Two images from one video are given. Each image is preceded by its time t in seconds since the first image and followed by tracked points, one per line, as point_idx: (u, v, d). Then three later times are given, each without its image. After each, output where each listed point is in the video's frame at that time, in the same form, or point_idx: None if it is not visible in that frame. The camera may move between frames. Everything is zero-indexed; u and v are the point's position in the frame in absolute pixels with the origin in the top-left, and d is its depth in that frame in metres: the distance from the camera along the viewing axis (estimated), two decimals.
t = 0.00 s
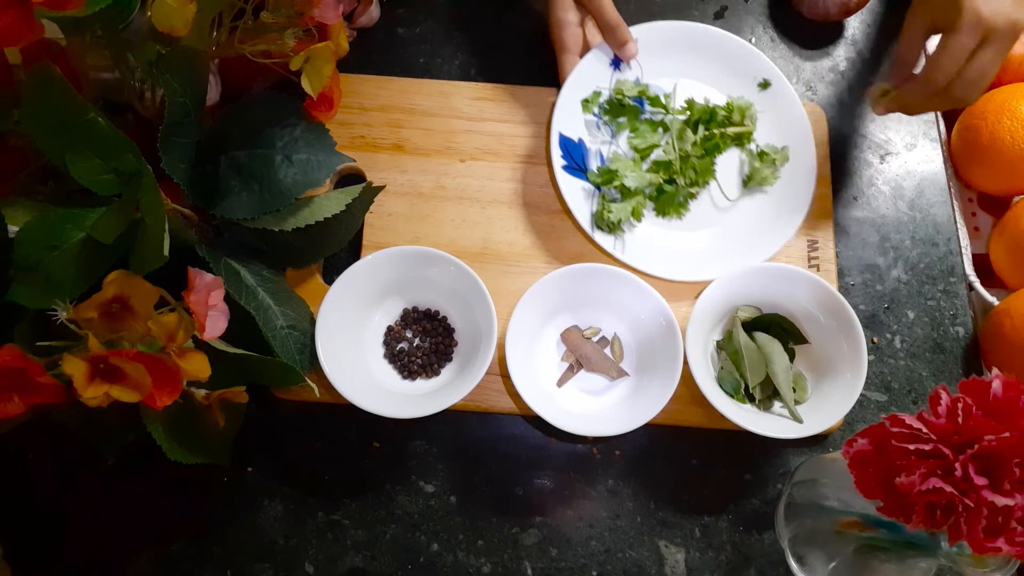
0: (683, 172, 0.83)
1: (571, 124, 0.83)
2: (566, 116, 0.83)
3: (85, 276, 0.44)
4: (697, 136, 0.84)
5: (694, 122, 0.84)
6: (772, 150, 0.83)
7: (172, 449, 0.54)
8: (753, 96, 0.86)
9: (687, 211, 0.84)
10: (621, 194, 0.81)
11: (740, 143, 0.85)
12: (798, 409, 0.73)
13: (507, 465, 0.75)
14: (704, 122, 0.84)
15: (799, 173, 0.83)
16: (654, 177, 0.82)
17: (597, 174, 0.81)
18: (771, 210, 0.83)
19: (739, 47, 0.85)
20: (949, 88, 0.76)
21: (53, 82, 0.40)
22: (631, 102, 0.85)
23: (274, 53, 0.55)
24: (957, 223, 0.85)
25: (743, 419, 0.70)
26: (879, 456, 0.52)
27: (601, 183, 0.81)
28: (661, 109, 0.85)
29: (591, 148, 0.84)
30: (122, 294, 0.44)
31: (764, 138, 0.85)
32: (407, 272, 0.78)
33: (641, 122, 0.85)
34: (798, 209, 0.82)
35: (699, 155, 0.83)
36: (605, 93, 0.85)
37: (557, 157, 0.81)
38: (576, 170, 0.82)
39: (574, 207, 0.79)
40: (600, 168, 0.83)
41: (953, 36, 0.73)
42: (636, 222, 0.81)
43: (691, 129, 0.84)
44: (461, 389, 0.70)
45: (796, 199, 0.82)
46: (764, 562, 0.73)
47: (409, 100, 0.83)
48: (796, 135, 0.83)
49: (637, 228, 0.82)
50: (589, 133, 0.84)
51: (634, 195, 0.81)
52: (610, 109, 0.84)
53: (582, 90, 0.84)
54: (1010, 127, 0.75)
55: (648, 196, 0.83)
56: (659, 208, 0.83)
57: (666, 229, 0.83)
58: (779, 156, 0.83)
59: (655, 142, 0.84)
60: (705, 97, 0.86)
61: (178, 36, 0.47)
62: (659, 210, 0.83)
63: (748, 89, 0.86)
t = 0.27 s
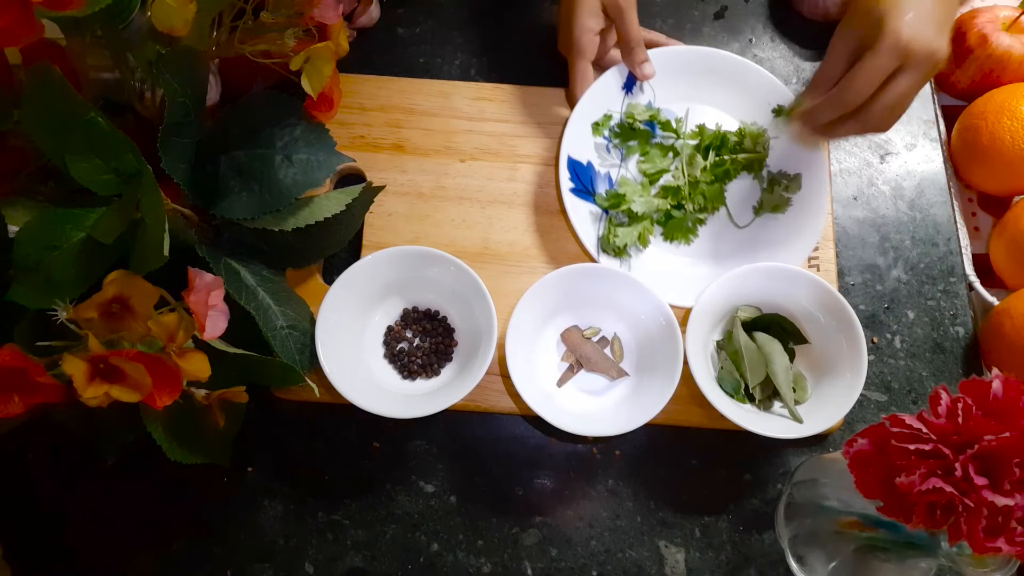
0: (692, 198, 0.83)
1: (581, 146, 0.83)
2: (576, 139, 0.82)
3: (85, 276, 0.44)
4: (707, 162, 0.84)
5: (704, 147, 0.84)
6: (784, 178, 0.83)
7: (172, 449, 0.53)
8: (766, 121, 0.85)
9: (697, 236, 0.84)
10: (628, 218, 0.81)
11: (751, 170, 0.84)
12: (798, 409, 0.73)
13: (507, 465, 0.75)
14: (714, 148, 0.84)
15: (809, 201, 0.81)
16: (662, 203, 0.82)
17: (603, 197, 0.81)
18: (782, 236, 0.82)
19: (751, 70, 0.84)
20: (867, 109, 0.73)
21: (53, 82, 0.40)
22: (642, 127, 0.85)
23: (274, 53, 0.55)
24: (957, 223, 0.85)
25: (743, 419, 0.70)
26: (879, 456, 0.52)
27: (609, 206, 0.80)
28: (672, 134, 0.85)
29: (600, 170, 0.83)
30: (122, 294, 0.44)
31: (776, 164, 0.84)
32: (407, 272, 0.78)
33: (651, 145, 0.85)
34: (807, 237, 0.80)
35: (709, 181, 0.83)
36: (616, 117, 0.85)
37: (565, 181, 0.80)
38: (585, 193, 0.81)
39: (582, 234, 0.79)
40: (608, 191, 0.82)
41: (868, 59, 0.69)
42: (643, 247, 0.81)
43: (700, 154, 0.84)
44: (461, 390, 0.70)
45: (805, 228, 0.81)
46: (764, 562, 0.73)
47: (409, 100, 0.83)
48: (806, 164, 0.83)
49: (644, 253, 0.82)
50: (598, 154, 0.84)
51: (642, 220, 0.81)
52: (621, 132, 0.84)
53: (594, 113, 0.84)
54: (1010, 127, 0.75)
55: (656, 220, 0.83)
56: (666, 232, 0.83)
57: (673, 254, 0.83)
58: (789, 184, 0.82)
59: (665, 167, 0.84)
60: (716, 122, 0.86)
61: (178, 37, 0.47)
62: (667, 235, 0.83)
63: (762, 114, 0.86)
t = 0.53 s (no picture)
0: (706, 199, 0.82)
1: (597, 144, 0.83)
2: (592, 135, 0.83)
3: (85, 277, 0.44)
4: (722, 164, 0.83)
5: (720, 150, 0.84)
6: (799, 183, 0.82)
7: (172, 450, 0.53)
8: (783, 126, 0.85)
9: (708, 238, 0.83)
10: (640, 217, 0.81)
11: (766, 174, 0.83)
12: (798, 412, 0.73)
13: (507, 465, 0.75)
14: (730, 151, 0.83)
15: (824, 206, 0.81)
16: (674, 202, 0.82)
17: (617, 194, 0.81)
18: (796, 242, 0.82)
19: (769, 76, 0.85)
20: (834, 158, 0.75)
21: (52, 82, 0.40)
22: (658, 128, 0.84)
23: (274, 54, 0.55)
24: (957, 223, 0.85)
25: (743, 422, 0.70)
26: (879, 456, 0.52)
27: (621, 204, 0.81)
28: (688, 136, 0.85)
29: (614, 168, 0.84)
30: (122, 294, 0.44)
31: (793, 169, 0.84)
32: (406, 271, 0.78)
33: (668, 145, 0.85)
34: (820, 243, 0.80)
35: (723, 182, 0.82)
36: (633, 117, 0.85)
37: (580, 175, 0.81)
38: (598, 191, 0.82)
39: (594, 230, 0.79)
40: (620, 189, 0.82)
41: (824, 114, 0.74)
42: (654, 245, 0.81)
43: (715, 156, 0.84)
44: (461, 389, 0.70)
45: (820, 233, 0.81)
46: (764, 562, 0.73)
47: (409, 100, 0.83)
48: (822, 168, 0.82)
49: (654, 252, 0.81)
50: (614, 152, 0.84)
51: (653, 219, 0.81)
52: (637, 133, 0.84)
53: (611, 111, 0.84)
54: (1010, 127, 0.75)
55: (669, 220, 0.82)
56: (678, 232, 0.82)
57: (685, 253, 0.82)
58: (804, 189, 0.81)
59: (679, 167, 0.84)
60: (732, 126, 0.86)
61: (178, 37, 0.47)
62: (678, 235, 0.82)
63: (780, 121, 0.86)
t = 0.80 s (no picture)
0: (726, 201, 0.82)
1: (620, 143, 0.83)
2: (614, 133, 0.83)
3: (85, 277, 0.44)
4: (743, 168, 0.83)
5: (742, 153, 0.84)
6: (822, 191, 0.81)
7: (172, 450, 0.53)
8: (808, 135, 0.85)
9: (726, 240, 0.83)
10: (657, 215, 0.81)
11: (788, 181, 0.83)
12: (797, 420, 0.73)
13: (507, 465, 0.75)
14: (752, 155, 0.83)
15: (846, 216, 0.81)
16: (694, 201, 0.82)
17: (636, 193, 0.81)
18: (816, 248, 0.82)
19: (797, 84, 0.84)
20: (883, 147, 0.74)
21: (52, 82, 0.40)
22: (683, 130, 0.84)
23: (274, 53, 0.55)
24: (957, 223, 0.84)
25: (743, 427, 0.70)
26: (879, 456, 0.52)
27: (640, 201, 0.81)
28: (711, 139, 0.85)
29: (635, 167, 0.84)
30: (122, 294, 0.44)
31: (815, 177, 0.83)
32: (406, 271, 0.78)
33: (690, 147, 0.85)
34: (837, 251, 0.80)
35: (743, 185, 0.82)
36: (658, 118, 0.85)
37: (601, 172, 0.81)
38: (619, 188, 0.82)
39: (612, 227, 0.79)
40: (641, 188, 0.83)
41: (873, 103, 0.72)
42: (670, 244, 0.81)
43: (737, 159, 0.84)
44: (461, 390, 0.70)
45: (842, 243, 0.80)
46: (764, 562, 0.73)
47: (409, 100, 0.83)
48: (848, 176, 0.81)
49: (670, 250, 0.82)
50: (637, 153, 0.84)
51: (670, 217, 0.81)
52: (661, 134, 0.84)
53: (636, 111, 0.84)
54: (1010, 127, 0.75)
55: (687, 219, 0.82)
56: (697, 233, 0.82)
57: (702, 253, 0.83)
58: (828, 197, 0.81)
59: (700, 169, 0.84)
60: (756, 131, 0.86)
61: (178, 37, 0.47)
62: (696, 235, 0.82)
63: (805, 128, 0.85)
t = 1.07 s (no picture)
0: (726, 201, 0.82)
1: (620, 143, 0.83)
2: (615, 133, 0.83)
3: (85, 277, 0.44)
4: (744, 168, 0.83)
5: (743, 153, 0.84)
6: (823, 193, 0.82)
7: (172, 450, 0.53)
8: (810, 137, 0.85)
9: (726, 240, 0.83)
10: (657, 214, 0.81)
11: (790, 181, 0.84)
12: (798, 420, 0.73)
13: (507, 465, 0.75)
14: (753, 155, 0.83)
15: (846, 216, 0.81)
16: (694, 201, 0.81)
17: (636, 193, 0.81)
18: (816, 249, 0.82)
19: (799, 86, 0.85)
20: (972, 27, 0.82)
21: (52, 81, 0.40)
22: (683, 130, 0.84)
23: (274, 54, 0.55)
24: (957, 223, 0.84)
25: (743, 427, 0.70)
26: (879, 456, 0.52)
27: (641, 201, 0.81)
28: (712, 140, 0.84)
29: (636, 168, 0.84)
30: (122, 294, 0.44)
31: (816, 178, 0.84)
32: (406, 271, 0.78)
33: (691, 148, 0.85)
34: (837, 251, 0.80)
35: (743, 185, 0.82)
36: (659, 119, 0.85)
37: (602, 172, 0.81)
38: (619, 188, 0.82)
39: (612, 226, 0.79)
40: (641, 188, 0.83)
41: None
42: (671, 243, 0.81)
43: (738, 159, 0.84)
44: (461, 390, 0.70)
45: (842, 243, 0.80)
46: (764, 562, 0.73)
47: (409, 100, 0.83)
48: (848, 177, 0.82)
49: (670, 250, 0.82)
50: (637, 154, 0.85)
51: (671, 216, 0.80)
52: (661, 134, 0.84)
53: (637, 111, 0.84)
54: (1010, 127, 0.75)
55: (688, 219, 0.82)
56: (697, 233, 0.82)
57: (703, 254, 0.83)
58: (829, 198, 0.82)
59: (702, 169, 0.83)
60: (756, 131, 0.86)
61: (178, 37, 0.47)
62: (696, 235, 0.82)
63: (806, 129, 0.85)
